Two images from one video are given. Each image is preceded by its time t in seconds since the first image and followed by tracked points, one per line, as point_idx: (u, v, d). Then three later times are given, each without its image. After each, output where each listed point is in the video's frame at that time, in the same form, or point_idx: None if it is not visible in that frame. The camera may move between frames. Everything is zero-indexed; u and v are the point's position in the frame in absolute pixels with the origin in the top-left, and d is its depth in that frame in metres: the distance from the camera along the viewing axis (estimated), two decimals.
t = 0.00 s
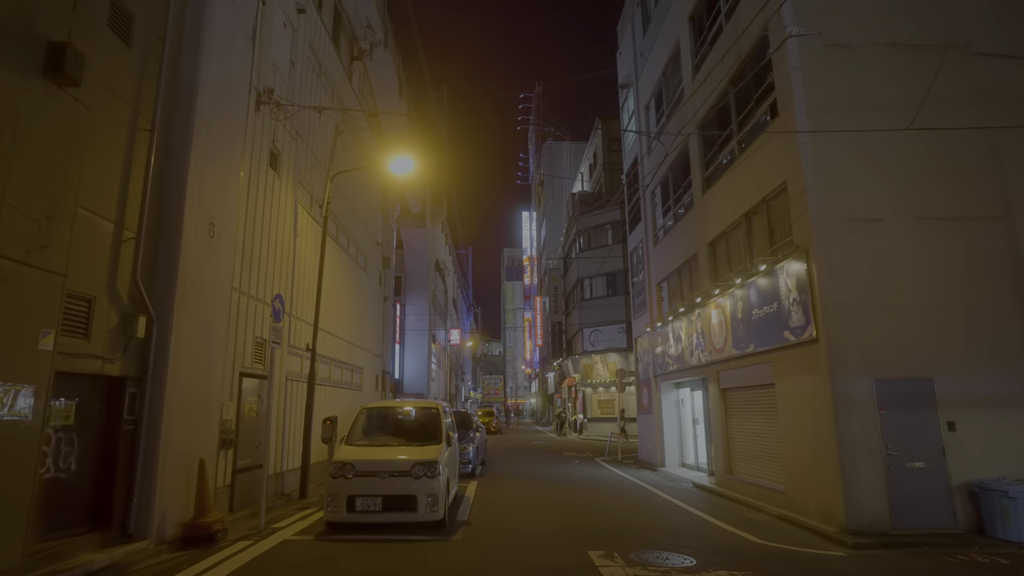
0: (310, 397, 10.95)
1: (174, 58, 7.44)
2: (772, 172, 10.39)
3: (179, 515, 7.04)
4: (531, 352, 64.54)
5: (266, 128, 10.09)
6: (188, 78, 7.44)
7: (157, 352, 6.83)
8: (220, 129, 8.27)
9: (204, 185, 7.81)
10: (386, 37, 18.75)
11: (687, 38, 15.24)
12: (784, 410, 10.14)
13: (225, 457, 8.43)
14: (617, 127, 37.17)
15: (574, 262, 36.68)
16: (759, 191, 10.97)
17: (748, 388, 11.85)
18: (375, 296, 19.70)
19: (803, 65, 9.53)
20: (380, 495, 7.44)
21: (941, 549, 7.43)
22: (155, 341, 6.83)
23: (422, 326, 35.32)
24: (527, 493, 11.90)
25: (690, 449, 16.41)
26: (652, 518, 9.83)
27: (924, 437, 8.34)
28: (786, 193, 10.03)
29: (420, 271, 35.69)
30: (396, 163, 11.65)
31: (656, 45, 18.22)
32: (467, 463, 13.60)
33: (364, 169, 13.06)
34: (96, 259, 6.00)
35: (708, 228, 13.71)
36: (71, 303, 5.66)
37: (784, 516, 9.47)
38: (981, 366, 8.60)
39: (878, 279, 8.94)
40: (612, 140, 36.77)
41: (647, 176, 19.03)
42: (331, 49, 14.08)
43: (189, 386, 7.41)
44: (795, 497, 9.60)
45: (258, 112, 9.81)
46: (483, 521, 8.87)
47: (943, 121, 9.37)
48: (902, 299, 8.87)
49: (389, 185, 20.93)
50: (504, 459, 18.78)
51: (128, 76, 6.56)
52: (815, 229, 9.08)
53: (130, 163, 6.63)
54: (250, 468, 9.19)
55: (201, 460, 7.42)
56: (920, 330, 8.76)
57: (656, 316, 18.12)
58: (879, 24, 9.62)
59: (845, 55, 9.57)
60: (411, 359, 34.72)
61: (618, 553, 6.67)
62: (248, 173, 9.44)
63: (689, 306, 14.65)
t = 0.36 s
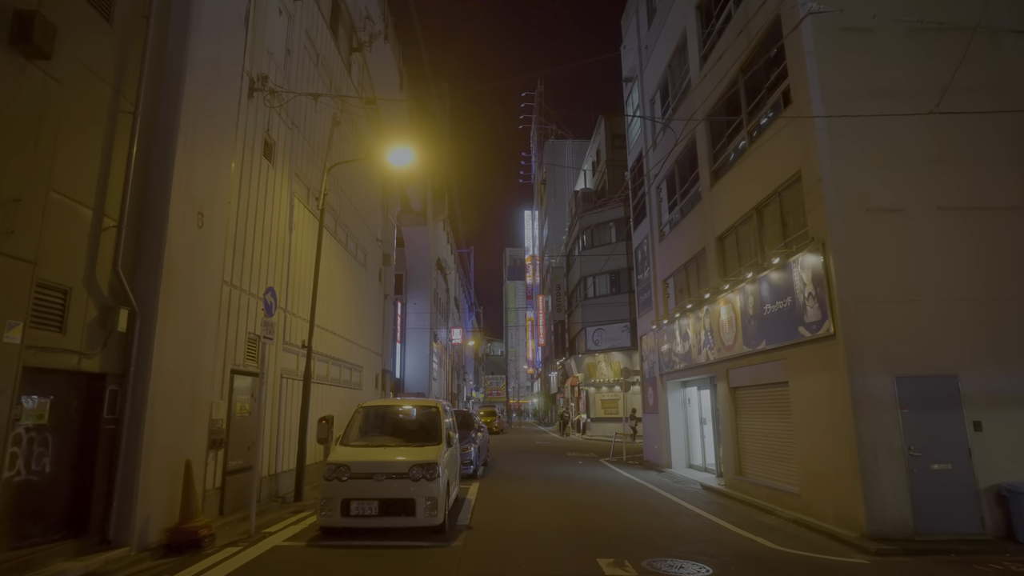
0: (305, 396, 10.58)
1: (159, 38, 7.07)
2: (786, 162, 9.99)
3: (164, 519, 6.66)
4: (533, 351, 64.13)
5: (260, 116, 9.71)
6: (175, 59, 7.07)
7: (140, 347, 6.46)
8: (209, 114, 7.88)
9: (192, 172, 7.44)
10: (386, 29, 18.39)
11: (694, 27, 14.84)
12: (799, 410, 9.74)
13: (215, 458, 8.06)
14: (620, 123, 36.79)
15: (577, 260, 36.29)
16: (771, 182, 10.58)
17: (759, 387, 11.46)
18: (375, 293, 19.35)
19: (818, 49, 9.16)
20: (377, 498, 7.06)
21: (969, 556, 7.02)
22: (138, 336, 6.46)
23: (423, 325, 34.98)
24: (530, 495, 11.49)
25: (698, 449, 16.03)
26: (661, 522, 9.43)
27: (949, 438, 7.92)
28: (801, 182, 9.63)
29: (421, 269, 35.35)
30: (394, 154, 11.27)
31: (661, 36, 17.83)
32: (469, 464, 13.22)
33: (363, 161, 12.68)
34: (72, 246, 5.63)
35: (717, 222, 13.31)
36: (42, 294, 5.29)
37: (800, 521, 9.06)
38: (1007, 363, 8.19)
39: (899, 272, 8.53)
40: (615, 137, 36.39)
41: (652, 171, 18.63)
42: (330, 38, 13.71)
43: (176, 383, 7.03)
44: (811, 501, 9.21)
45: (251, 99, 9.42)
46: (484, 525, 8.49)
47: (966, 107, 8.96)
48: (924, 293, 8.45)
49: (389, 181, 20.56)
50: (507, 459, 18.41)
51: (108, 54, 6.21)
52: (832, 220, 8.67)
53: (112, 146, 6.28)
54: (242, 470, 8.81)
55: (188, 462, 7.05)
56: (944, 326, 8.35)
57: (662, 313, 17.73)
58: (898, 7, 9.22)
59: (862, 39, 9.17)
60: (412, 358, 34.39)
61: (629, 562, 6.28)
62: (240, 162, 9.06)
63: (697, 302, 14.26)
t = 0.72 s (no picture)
0: (299, 396, 10.18)
1: (139, 18, 6.69)
2: (800, 151, 9.57)
3: (143, 527, 6.26)
4: (535, 351, 63.68)
5: (250, 104, 9.31)
6: (156, 40, 6.70)
7: (117, 344, 6.06)
8: (194, 99, 7.49)
9: (176, 160, 7.03)
10: (384, 20, 18.00)
11: (701, 16, 14.41)
12: (814, 410, 9.32)
13: (200, 462, 7.66)
14: (623, 119, 36.36)
15: (580, 258, 35.86)
16: (785, 173, 10.17)
17: (771, 386, 11.05)
18: (374, 291, 18.95)
19: (834, 32, 8.76)
20: (370, 505, 6.65)
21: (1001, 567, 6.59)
22: (114, 332, 6.06)
23: (424, 324, 34.58)
24: (532, 499, 11.07)
25: (705, 451, 15.60)
26: (669, 528, 9.04)
27: (976, 441, 7.48)
28: (816, 172, 9.21)
29: (421, 267, 35.02)
30: (391, 145, 10.85)
31: (667, 27, 17.40)
32: (470, 466, 12.81)
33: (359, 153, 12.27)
34: (38, 236, 5.24)
35: (726, 216, 12.90)
36: (4, 286, 4.90)
37: (816, 527, 8.65)
38: None
39: (922, 266, 8.09)
40: (618, 134, 35.96)
41: (657, 165, 18.20)
42: (326, 27, 13.32)
43: (157, 382, 6.62)
44: (828, 506, 8.80)
45: (240, 86, 9.01)
46: (485, 532, 8.08)
47: (991, 92, 8.51)
48: (948, 288, 8.02)
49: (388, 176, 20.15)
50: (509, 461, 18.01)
51: (80, 31, 5.82)
52: (850, 211, 8.25)
53: (85, 130, 5.90)
54: (231, 473, 8.41)
55: (169, 467, 6.64)
56: (969, 323, 7.91)
57: (668, 311, 17.31)
58: None
59: (881, 22, 8.75)
60: (412, 357, 34.01)
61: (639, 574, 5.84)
62: (229, 151, 8.66)
63: (705, 299, 13.84)
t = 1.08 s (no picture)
0: (293, 394, 9.80)
1: None
2: (817, 138, 9.16)
3: (122, 532, 5.87)
4: (537, 350, 63.27)
5: (242, 88, 8.91)
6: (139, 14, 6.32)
7: (93, 336, 5.66)
8: (181, 80, 7.09)
9: (160, 142, 6.63)
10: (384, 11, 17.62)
11: (710, 4, 14.00)
12: (832, 409, 8.91)
13: (187, 462, 7.27)
14: (626, 116, 35.95)
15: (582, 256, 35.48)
16: (800, 162, 9.77)
17: (784, 384, 10.66)
18: (373, 287, 18.58)
19: (853, 12, 8.37)
20: (365, 508, 6.25)
21: None
22: (90, 323, 5.66)
23: (425, 323, 34.20)
24: (536, 502, 10.67)
25: (712, 451, 15.21)
26: (680, 532, 8.63)
27: (1007, 442, 7.06)
28: (834, 159, 8.80)
29: (422, 265, 34.61)
30: (390, 133, 10.47)
31: (673, 16, 16.98)
32: (472, 467, 12.41)
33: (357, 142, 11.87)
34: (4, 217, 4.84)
35: (736, 209, 12.49)
36: None
37: (834, 532, 8.24)
38: None
39: (948, 256, 7.66)
40: (621, 130, 35.56)
41: (664, 158, 17.80)
42: (323, 14, 12.93)
43: (138, 377, 6.23)
44: (846, 509, 8.39)
45: (232, 69, 8.60)
46: (487, 537, 7.69)
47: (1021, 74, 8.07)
48: (976, 279, 7.59)
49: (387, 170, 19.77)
50: (512, 461, 17.62)
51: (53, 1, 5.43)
52: (871, 198, 7.83)
53: (59, 107, 5.50)
54: (220, 474, 8.02)
55: (151, 468, 6.25)
56: (999, 316, 7.47)
57: (674, 308, 16.90)
58: None
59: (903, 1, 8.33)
60: (413, 356, 33.64)
61: None
62: (219, 136, 8.26)
63: (714, 295, 13.43)
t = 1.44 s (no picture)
0: (284, 395, 9.39)
1: None
2: (832, 127, 8.76)
3: (94, 544, 5.46)
4: (537, 349, 62.84)
5: (229, 74, 8.49)
6: None
7: (60, 333, 5.25)
8: (160, 61, 6.66)
9: (136, 127, 6.22)
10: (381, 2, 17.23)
11: None
12: (848, 410, 8.50)
13: (168, 468, 6.86)
14: (628, 112, 35.52)
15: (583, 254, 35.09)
16: (813, 152, 9.37)
17: (795, 384, 10.26)
18: (370, 285, 18.17)
19: None
20: (356, 517, 5.84)
21: None
22: (57, 319, 5.24)
23: (424, 322, 33.79)
24: (538, 507, 10.26)
25: (719, 452, 14.82)
26: (689, 539, 8.23)
27: None
28: (850, 148, 8.39)
29: (420, 262, 34.18)
30: (386, 123, 10.07)
31: (677, 7, 16.58)
32: (470, 470, 11.99)
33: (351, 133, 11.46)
34: None
35: (744, 202, 12.08)
36: None
37: (851, 539, 7.83)
38: None
39: (973, 249, 7.25)
40: (623, 127, 35.13)
41: (667, 152, 17.41)
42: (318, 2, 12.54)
43: (112, 377, 5.81)
44: (864, 516, 7.98)
45: (218, 54, 8.17)
46: (487, 547, 7.28)
47: None
48: (1003, 273, 7.17)
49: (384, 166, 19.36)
50: (512, 463, 17.21)
51: None
52: (892, 188, 7.42)
53: (22, 85, 5.09)
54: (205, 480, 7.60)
55: (126, 475, 5.83)
56: None
57: (678, 305, 16.49)
58: None
59: None
60: (412, 356, 33.22)
61: None
62: (204, 123, 7.84)
63: (721, 291, 13.01)
